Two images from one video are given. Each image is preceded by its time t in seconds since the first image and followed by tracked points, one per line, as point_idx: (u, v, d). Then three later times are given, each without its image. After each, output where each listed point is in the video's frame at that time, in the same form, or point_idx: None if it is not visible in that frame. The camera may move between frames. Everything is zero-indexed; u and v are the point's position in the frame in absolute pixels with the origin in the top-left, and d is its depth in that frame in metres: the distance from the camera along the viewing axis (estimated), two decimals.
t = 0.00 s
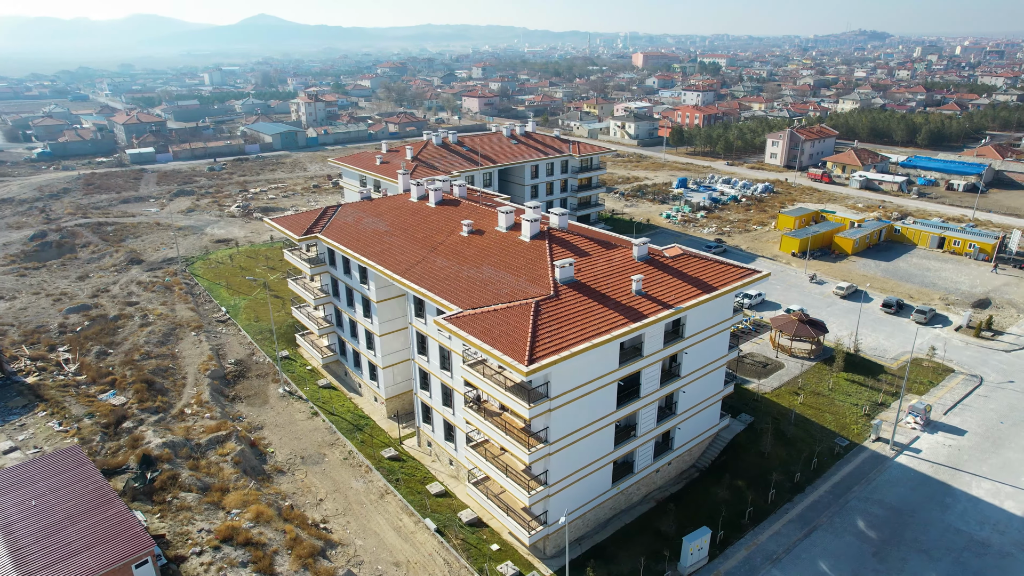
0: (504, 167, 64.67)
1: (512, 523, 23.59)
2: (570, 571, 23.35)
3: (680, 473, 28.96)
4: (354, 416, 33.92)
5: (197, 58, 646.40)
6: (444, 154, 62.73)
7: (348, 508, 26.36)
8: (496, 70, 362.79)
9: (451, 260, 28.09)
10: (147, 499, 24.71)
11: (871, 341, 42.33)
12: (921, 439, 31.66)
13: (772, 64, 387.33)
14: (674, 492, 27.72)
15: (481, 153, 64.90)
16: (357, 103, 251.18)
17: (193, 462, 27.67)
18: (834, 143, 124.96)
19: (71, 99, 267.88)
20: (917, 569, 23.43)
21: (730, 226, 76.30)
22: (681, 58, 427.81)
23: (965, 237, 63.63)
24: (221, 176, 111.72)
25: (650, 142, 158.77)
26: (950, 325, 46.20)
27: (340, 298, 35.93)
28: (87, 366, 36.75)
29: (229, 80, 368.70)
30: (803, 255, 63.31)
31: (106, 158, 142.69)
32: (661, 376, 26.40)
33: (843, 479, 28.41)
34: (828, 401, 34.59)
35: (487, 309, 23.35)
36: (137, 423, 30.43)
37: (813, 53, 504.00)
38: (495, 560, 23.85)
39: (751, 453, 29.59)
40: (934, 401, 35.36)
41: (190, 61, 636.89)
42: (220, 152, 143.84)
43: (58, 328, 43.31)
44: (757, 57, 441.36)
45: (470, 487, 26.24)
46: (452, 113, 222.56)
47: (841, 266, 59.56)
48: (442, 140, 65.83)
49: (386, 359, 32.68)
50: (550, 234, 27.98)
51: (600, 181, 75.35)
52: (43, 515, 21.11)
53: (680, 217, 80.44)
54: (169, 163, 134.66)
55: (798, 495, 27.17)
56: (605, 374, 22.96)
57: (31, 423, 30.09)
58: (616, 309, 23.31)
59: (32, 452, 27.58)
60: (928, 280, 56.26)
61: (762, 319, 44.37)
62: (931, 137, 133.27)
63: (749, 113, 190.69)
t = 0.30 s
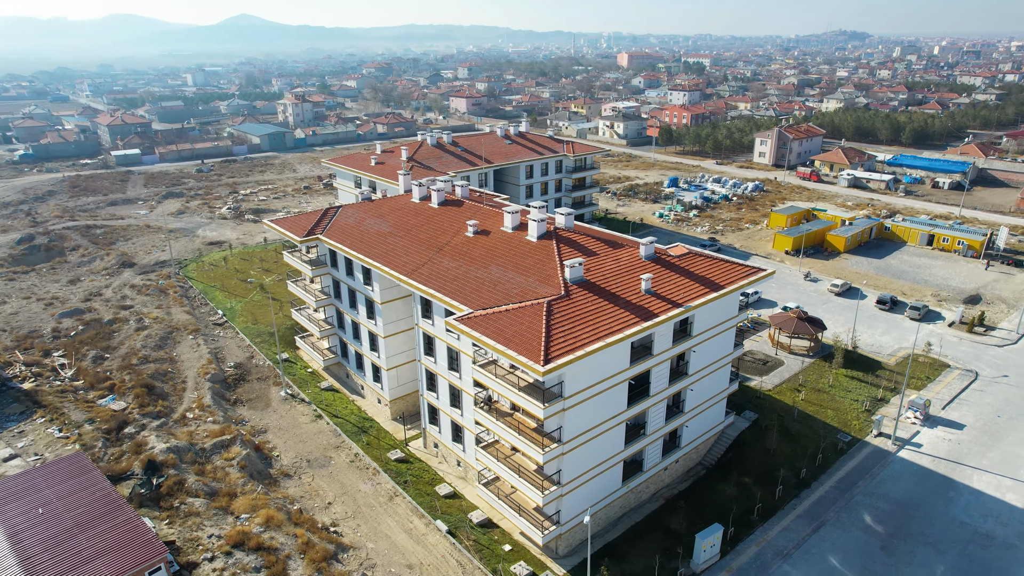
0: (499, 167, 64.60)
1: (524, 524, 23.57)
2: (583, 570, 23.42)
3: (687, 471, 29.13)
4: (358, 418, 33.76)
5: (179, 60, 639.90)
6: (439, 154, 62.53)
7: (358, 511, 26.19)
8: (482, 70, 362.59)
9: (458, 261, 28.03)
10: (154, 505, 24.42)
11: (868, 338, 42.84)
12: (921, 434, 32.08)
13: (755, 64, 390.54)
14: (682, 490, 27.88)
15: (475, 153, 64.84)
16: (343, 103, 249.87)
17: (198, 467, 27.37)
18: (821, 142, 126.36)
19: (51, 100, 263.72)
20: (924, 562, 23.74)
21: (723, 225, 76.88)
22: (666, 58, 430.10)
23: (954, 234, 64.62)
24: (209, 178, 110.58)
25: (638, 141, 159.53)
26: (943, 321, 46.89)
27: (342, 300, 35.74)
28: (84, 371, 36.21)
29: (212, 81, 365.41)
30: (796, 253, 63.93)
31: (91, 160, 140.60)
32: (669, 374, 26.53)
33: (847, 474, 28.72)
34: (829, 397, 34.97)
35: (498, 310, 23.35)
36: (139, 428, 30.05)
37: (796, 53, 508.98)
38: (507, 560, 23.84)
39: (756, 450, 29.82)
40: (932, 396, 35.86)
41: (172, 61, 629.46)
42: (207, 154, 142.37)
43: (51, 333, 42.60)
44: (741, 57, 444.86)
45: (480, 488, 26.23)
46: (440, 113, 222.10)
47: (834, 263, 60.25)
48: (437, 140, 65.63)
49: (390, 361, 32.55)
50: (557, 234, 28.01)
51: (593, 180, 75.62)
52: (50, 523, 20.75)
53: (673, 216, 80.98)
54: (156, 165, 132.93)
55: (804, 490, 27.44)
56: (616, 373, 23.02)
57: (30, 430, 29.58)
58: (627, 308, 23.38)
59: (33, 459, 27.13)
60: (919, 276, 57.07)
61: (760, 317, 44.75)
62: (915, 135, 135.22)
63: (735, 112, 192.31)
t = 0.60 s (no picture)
0: (494, 167, 64.56)
1: (537, 523, 23.59)
2: (596, 570, 23.46)
3: (693, 468, 29.31)
4: (362, 421, 33.58)
5: (160, 61, 632.38)
6: (434, 155, 62.32)
7: (367, 514, 26.06)
8: (467, 70, 362.04)
9: (464, 262, 27.97)
10: (162, 511, 24.10)
11: (864, 334, 43.36)
12: (921, 429, 32.53)
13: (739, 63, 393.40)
14: (690, 487, 28.03)
15: (470, 153, 64.78)
16: (330, 104, 248.33)
17: (204, 472, 27.08)
18: (808, 141, 127.66)
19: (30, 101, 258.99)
20: (931, 554, 24.07)
21: (715, 224, 77.40)
22: (651, 57, 431.75)
23: (943, 232, 65.53)
24: (197, 180, 109.39)
25: (627, 141, 160.16)
26: (936, 317, 47.58)
27: (344, 302, 35.55)
28: (82, 376, 35.68)
29: (196, 81, 361.56)
30: (790, 251, 64.51)
31: (74, 162, 138.42)
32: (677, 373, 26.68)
33: (852, 469, 29.06)
34: (830, 394, 35.37)
35: (509, 310, 23.37)
36: (142, 433, 29.67)
37: (779, 53, 513.79)
38: (521, 560, 23.84)
39: (761, 447, 30.10)
40: (930, 391, 36.36)
41: (154, 61, 621.68)
42: (194, 155, 140.73)
43: (45, 338, 41.92)
44: (726, 57, 448.00)
45: (490, 489, 26.19)
46: (427, 113, 221.38)
47: (827, 261, 60.91)
48: (431, 140, 65.43)
49: (394, 363, 32.41)
50: (563, 234, 28.08)
51: (587, 180, 75.93)
52: (59, 530, 20.42)
53: (666, 215, 81.45)
54: (142, 166, 131.25)
55: (810, 486, 27.73)
56: (628, 372, 23.11)
57: (29, 436, 29.09)
58: (638, 307, 23.48)
59: (34, 467, 26.68)
60: (910, 273, 57.86)
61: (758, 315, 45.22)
62: (899, 134, 137.00)
63: (722, 112, 193.75)
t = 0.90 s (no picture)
0: (490, 167, 64.52)
1: (550, 523, 23.60)
2: (609, 569, 23.51)
3: (700, 465, 29.46)
4: (367, 423, 33.41)
5: (142, 61, 625.45)
6: (429, 156, 62.06)
7: (377, 517, 25.92)
8: (453, 70, 361.37)
9: (471, 263, 27.93)
10: (169, 518, 23.81)
11: (860, 331, 43.88)
12: (921, 424, 32.97)
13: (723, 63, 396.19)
14: (697, 485, 28.18)
15: (466, 154, 64.71)
16: (316, 104, 246.68)
17: (210, 477, 26.80)
18: (795, 140, 128.88)
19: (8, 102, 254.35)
20: (938, 547, 24.42)
21: (708, 222, 77.90)
22: (636, 57, 433.51)
23: (932, 229, 66.46)
24: (185, 182, 108.18)
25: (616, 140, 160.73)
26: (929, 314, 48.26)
27: (346, 303, 35.33)
28: (79, 382, 35.14)
29: (178, 81, 357.49)
30: (783, 250, 65.12)
31: (57, 164, 136.19)
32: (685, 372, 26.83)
33: (856, 464, 29.39)
34: (830, 390, 35.75)
35: (521, 311, 23.40)
36: (144, 439, 29.30)
37: (761, 52, 518.33)
38: (534, 561, 23.84)
39: (766, 444, 30.35)
40: (928, 386, 36.90)
41: (135, 61, 614.19)
42: (180, 157, 139.08)
43: (38, 343, 41.21)
44: (711, 57, 451.09)
45: (500, 490, 26.15)
46: (415, 113, 220.58)
47: (821, 259, 61.57)
48: (425, 141, 65.12)
49: (399, 364, 32.25)
50: (570, 234, 28.14)
51: (580, 180, 76.09)
52: (69, 538, 20.13)
53: (658, 214, 81.86)
54: (128, 168, 129.51)
55: (816, 482, 28.02)
56: (639, 371, 23.19)
57: (29, 444, 28.60)
58: (649, 307, 23.59)
59: (36, 474, 26.23)
60: (902, 270, 58.64)
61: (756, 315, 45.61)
62: (884, 133, 138.74)
63: (709, 111, 195.06)
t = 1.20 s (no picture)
0: (485, 168, 64.59)
1: (562, 523, 23.63)
2: (622, 567, 23.63)
3: (706, 463, 29.65)
4: (371, 425, 33.26)
5: (122, 62, 617.26)
6: (424, 156, 61.89)
7: (387, 519, 25.83)
8: (438, 70, 360.39)
9: (478, 263, 27.91)
10: (178, 523, 23.51)
11: (857, 328, 44.41)
12: (920, 418, 33.46)
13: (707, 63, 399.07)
14: (704, 482, 28.36)
15: (461, 155, 64.69)
16: (302, 105, 244.97)
17: (217, 482, 26.52)
18: (783, 139, 130.14)
19: None
20: (943, 540, 24.79)
21: (701, 221, 78.44)
22: (621, 57, 435.12)
23: (921, 226, 67.44)
24: (172, 184, 106.95)
25: (605, 140, 161.29)
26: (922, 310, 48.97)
27: (348, 305, 35.12)
28: (77, 388, 34.62)
29: (160, 82, 352.52)
30: (776, 248, 65.77)
31: (40, 166, 133.90)
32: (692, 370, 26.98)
33: (859, 459, 29.75)
34: (830, 387, 36.14)
35: (531, 311, 23.45)
36: (147, 444, 28.93)
37: (745, 52, 522.54)
38: (546, 560, 23.88)
39: (770, 440, 30.64)
40: (925, 381, 37.45)
41: (115, 62, 606.17)
42: (167, 158, 137.36)
43: (32, 348, 40.52)
44: (695, 57, 454.11)
45: (510, 490, 26.16)
46: (402, 114, 219.80)
47: (813, 257, 62.30)
48: (420, 141, 64.91)
49: (403, 366, 32.12)
50: (576, 234, 28.21)
51: (574, 180, 76.28)
52: (80, 546, 19.81)
53: (651, 214, 82.27)
54: (113, 170, 127.76)
55: (821, 477, 28.33)
56: (649, 370, 23.29)
57: (29, 451, 28.12)
58: (659, 305, 23.73)
59: (39, 482, 25.79)
60: (893, 267, 59.45)
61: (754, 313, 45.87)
62: (869, 132, 140.57)
63: (695, 110, 196.30)
